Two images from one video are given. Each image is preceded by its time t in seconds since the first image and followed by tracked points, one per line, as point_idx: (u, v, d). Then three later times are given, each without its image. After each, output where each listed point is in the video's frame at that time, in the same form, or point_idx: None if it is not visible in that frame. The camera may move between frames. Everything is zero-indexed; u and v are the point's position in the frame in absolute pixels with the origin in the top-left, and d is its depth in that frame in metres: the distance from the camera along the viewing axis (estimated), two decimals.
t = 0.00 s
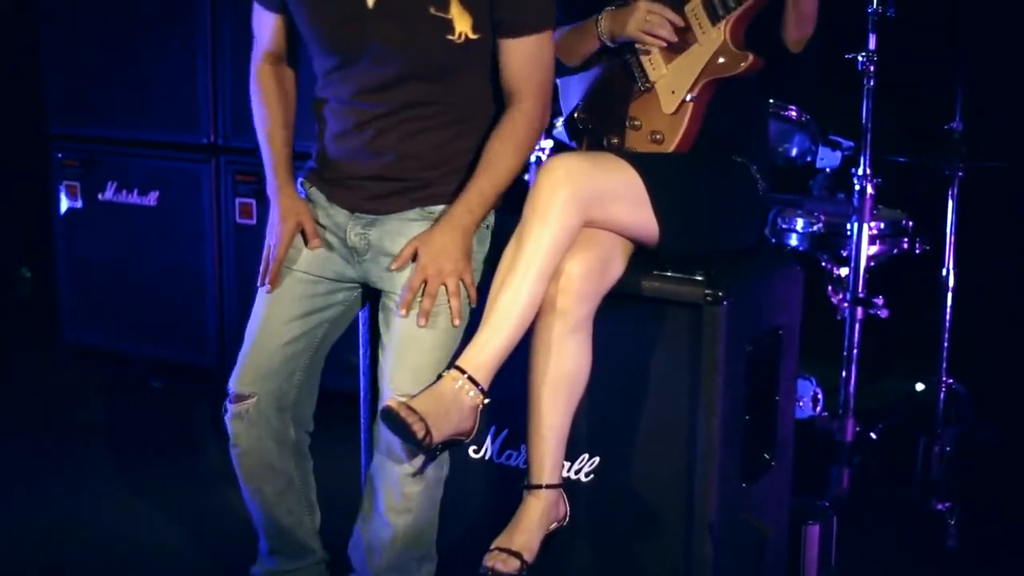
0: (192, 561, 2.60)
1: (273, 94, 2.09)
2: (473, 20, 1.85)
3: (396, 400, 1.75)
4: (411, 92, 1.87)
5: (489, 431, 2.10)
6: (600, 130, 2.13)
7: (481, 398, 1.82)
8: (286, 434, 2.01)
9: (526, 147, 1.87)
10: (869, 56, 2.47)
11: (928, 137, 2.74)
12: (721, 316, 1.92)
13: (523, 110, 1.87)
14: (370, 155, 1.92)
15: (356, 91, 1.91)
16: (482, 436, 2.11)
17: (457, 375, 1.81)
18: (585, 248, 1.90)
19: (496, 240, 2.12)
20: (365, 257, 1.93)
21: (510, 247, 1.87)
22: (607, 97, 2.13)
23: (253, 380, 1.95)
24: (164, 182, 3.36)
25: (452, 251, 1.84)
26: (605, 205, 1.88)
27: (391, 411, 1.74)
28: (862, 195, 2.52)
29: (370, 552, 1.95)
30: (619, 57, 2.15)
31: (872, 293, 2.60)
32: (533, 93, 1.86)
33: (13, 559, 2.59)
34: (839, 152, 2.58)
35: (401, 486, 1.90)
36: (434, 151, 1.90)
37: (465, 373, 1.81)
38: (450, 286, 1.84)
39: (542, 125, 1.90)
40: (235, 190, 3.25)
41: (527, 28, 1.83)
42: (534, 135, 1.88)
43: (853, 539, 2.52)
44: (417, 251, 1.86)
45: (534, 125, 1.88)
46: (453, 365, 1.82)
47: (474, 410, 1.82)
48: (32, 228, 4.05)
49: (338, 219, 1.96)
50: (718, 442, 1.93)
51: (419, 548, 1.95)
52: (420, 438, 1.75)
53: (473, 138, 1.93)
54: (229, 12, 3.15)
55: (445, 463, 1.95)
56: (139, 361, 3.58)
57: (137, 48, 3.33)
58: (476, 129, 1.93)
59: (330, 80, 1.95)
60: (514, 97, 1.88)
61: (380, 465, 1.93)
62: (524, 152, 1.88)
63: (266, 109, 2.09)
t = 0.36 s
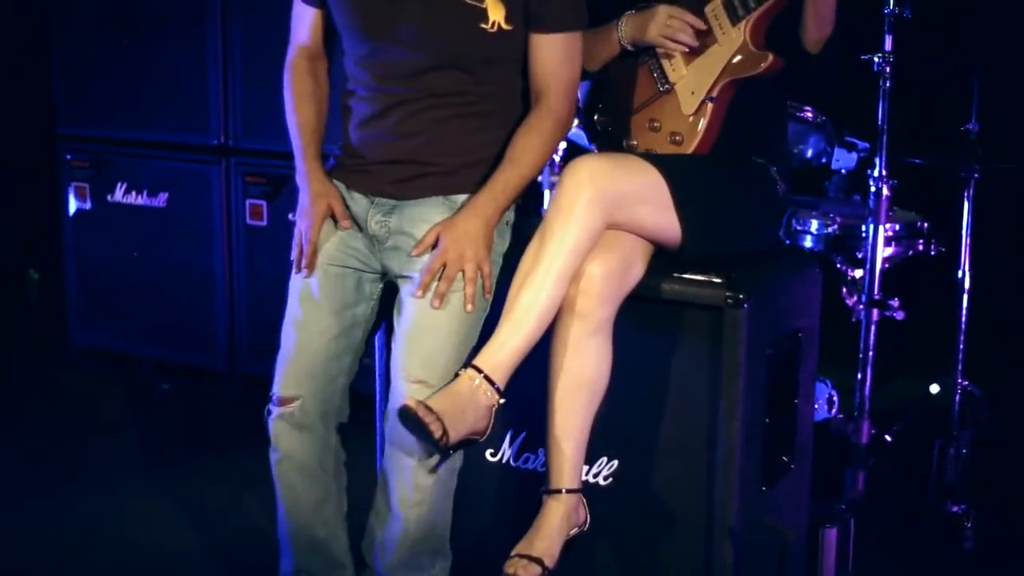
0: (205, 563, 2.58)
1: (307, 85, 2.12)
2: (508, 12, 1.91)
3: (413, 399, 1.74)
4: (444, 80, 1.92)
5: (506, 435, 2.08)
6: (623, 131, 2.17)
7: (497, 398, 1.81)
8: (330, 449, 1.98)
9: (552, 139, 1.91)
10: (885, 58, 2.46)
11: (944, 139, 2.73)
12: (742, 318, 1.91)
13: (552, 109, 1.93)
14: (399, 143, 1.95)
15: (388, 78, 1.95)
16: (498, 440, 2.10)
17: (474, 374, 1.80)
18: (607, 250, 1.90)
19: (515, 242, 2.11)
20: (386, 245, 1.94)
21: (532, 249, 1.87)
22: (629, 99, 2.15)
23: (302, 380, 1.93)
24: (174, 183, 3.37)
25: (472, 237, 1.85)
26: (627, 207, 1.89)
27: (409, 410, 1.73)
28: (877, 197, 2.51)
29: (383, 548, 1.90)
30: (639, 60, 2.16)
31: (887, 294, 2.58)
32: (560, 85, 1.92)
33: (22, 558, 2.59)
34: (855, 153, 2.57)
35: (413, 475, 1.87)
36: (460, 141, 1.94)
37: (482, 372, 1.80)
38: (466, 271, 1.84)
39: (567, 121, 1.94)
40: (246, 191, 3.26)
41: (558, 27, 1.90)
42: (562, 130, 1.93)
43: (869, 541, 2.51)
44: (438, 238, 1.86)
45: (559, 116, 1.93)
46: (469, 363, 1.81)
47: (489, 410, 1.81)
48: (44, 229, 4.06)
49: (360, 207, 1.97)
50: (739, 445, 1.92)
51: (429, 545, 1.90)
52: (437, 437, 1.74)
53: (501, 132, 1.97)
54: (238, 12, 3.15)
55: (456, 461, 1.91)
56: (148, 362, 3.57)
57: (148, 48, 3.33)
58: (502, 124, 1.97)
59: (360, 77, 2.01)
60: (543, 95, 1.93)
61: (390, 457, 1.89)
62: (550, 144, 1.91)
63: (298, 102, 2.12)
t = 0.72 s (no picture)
0: (220, 563, 2.58)
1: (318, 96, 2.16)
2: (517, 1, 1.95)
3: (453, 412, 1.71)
4: (454, 72, 1.98)
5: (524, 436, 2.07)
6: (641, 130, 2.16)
7: (533, 402, 1.79)
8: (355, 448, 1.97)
9: (567, 123, 1.96)
10: (903, 58, 2.45)
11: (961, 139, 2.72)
12: (765, 321, 1.90)
13: (570, 82, 1.98)
14: (412, 137, 2.01)
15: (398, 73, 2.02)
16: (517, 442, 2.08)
17: (509, 381, 1.78)
18: (628, 249, 1.88)
19: (534, 243, 2.10)
20: (413, 226, 1.97)
21: (554, 248, 1.85)
22: (648, 98, 2.14)
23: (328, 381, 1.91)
24: (185, 184, 3.39)
25: (495, 201, 1.88)
26: (646, 204, 1.86)
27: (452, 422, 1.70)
28: (894, 198, 2.49)
29: (346, 462, 1.76)
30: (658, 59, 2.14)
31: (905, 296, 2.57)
32: (574, 60, 1.97)
33: (21, 558, 2.59)
34: (872, 154, 2.56)
35: (403, 387, 1.75)
36: (471, 132, 2.00)
37: (516, 378, 1.79)
38: (490, 232, 1.86)
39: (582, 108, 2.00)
40: (257, 192, 3.27)
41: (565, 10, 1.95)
42: (575, 114, 1.97)
43: (885, 543, 2.50)
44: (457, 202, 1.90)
45: (572, 99, 1.97)
46: (503, 371, 1.80)
47: (526, 415, 1.79)
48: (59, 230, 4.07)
49: (375, 197, 2.00)
50: (760, 448, 1.91)
51: (393, 474, 1.77)
52: (482, 445, 1.72)
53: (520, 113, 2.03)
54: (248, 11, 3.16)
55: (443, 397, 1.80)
56: (159, 362, 3.57)
57: (159, 47, 3.34)
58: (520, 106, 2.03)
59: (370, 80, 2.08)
60: (559, 73, 1.99)
61: (379, 370, 1.78)
62: (562, 132, 1.96)
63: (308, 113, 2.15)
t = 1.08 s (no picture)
0: (231, 564, 2.58)
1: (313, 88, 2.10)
2: None
3: (462, 443, 1.73)
4: (474, 67, 1.95)
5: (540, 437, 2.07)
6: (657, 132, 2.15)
7: (556, 405, 1.80)
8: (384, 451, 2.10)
9: (592, 112, 1.94)
10: (917, 58, 2.44)
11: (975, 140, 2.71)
12: (782, 322, 1.88)
13: (598, 83, 1.97)
14: (431, 133, 1.96)
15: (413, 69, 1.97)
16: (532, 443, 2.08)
17: (530, 388, 1.79)
18: (649, 250, 1.88)
19: (550, 245, 2.10)
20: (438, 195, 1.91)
21: (576, 248, 1.85)
22: (664, 99, 2.14)
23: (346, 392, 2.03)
24: (194, 187, 3.39)
25: (532, 157, 1.83)
26: (668, 204, 1.86)
27: (461, 457, 1.73)
28: (907, 199, 2.48)
29: (354, 301, 1.72)
30: (674, 59, 2.14)
31: (918, 297, 2.57)
32: (600, 58, 1.99)
33: (24, 558, 2.59)
34: (886, 154, 2.55)
35: (434, 255, 1.72)
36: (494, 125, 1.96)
37: (539, 384, 1.79)
38: (527, 183, 1.80)
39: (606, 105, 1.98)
40: (266, 193, 3.29)
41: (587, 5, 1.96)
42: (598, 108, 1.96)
43: (899, 545, 2.49)
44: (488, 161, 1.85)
45: (597, 92, 1.96)
46: (523, 376, 1.80)
47: (550, 417, 1.80)
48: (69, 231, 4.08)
49: (396, 178, 1.95)
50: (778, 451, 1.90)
51: (398, 330, 1.73)
52: (496, 472, 1.74)
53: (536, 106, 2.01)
54: (257, 11, 3.17)
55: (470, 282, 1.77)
56: (166, 364, 3.57)
57: (169, 48, 3.35)
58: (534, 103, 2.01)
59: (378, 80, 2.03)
60: (584, 72, 1.99)
61: (415, 232, 1.75)
62: (586, 123, 1.94)
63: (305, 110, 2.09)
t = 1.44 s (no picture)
0: (241, 564, 2.58)
1: (358, 42, 1.87)
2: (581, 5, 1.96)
3: (463, 445, 1.75)
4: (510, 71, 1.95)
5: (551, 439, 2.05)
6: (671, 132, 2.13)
7: (559, 408, 1.81)
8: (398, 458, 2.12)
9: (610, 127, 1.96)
10: (929, 58, 2.44)
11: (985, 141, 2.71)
12: (796, 324, 1.88)
13: (615, 91, 1.99)
14: (454, 136, 1.96)
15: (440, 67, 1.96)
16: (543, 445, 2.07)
17: (535, 390, 1.80)
18: (662, 252, 1.88)
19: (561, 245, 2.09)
20: (465, 205, 1.91)
21: (586, 249, 1.86)
22: (675, 99, 2.12)
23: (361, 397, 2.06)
24: (200, 187, 3.39)
25: (559, 183, 1.86)
26: (680, 208, 1.86)
27: (460, 458, 1.74)
28: (919, 199, 2.47)
29: (391, 336, 1.78)
30: (686, 59, 2.13)
31: (929, 297, 2.56)
32: (619, 72, 2.00)
33: (30, 558, 2.58)
34: (897, 154, 2.54)
35: (470, 302, 1.75)
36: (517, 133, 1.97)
37: (543, 386, 1.80)
38: (561, 215, 1.83)
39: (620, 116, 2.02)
40: (273, 193, 3.29)
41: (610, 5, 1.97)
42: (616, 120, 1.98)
43: (911, 546, 2.48)
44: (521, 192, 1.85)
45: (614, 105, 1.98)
46: (528, 378, 1.81)
47: (554, 419, 1.81)
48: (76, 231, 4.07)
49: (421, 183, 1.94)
50: (791, 452, 1.89)
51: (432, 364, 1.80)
52: (494, 475, 1.76)
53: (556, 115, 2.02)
54: (266, 10, 3.18)
55: (505, 316, 1.82)
56: (172, 365, 3.56)
57: (175, 48, 3.35)
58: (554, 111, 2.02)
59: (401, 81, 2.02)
60: (599, 86, 2.01)
61: (456, 271, 1.78)
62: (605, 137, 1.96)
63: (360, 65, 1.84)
